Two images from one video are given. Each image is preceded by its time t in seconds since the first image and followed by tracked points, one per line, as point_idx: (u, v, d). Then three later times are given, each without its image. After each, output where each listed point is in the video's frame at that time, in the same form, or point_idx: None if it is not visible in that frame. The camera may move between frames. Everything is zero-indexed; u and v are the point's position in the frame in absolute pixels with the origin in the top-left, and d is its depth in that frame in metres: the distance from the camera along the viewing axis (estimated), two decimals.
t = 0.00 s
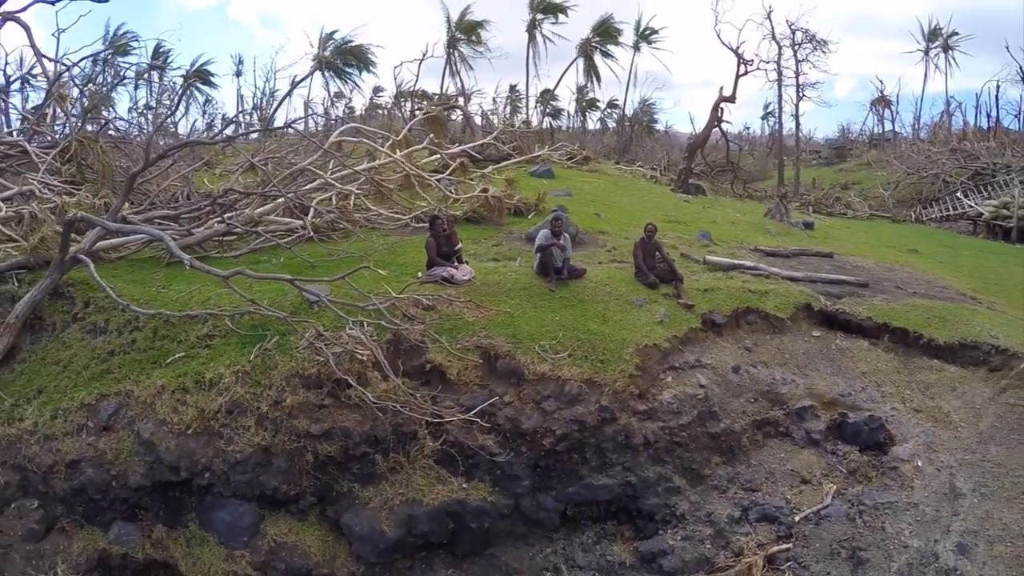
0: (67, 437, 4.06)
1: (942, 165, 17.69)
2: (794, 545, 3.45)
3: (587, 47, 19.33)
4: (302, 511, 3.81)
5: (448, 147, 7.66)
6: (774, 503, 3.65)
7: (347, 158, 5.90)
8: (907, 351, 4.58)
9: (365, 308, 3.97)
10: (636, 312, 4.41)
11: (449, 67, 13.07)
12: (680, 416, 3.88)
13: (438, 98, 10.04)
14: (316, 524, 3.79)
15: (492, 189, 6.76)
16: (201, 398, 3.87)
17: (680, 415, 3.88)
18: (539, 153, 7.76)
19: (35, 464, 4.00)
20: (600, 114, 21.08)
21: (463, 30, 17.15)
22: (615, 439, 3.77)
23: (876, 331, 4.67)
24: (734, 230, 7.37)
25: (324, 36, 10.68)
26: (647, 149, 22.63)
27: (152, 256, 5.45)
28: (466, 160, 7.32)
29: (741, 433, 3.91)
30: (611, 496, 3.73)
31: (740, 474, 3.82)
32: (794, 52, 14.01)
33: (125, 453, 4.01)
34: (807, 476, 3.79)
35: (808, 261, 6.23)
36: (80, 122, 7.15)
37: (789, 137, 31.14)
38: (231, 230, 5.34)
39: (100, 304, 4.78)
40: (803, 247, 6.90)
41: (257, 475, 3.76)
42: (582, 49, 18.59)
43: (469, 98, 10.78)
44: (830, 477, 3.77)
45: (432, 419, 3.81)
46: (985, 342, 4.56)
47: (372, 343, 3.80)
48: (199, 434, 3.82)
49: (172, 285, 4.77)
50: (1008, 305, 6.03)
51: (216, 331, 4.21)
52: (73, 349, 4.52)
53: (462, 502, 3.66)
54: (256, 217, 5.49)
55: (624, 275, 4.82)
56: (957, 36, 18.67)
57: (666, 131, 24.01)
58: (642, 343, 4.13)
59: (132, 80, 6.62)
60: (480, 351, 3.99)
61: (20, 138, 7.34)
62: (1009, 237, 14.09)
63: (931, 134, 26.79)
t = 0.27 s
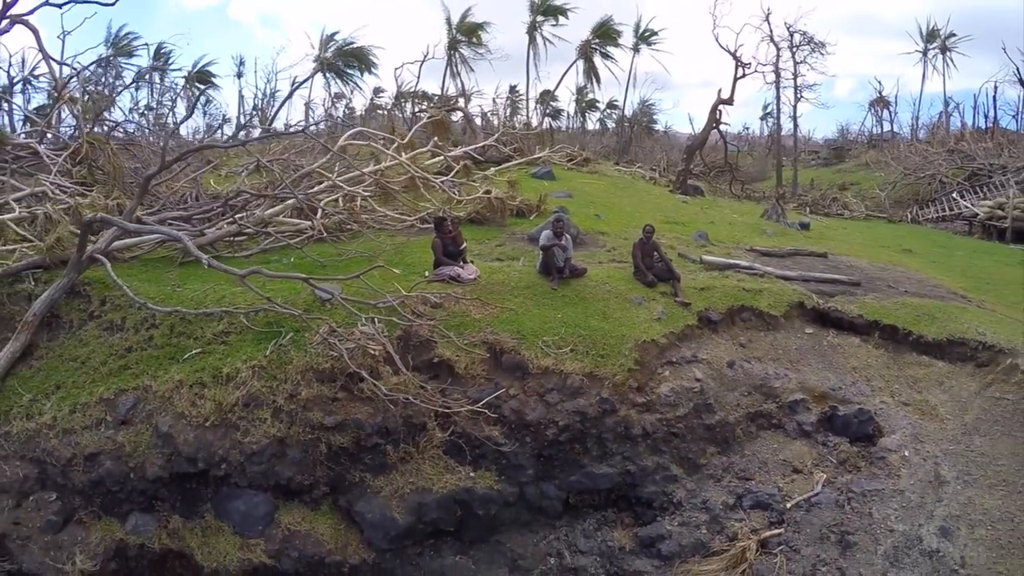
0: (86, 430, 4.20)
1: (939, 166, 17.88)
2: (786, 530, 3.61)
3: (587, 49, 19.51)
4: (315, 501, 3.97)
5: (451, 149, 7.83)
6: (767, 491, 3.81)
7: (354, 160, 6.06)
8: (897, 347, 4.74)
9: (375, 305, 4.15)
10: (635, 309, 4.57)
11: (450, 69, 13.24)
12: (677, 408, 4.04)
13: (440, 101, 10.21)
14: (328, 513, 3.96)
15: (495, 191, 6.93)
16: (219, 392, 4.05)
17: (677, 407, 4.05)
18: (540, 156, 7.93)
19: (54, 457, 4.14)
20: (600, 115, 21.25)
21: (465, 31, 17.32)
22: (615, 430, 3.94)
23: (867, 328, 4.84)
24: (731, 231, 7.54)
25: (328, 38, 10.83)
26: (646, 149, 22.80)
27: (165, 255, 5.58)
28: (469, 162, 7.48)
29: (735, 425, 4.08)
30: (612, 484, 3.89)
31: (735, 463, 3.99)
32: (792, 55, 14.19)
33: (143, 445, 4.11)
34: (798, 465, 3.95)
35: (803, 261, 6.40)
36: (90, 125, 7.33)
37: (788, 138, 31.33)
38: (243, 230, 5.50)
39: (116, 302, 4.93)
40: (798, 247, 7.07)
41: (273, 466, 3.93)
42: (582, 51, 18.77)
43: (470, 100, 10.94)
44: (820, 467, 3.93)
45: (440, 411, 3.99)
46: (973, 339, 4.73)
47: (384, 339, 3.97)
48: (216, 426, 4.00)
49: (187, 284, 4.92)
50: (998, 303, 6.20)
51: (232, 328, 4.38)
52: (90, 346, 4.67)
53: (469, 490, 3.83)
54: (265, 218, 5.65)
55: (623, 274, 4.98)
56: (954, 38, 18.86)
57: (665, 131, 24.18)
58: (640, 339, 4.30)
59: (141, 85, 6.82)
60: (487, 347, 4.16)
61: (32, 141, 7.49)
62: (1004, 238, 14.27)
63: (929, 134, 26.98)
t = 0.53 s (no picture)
0: (104, 423, 4.33)
1: (935, 167, 18.05)
2: (779, 515, 3.79)
3: (587, 49, 19.67)
4: (328, 489, 4.14)
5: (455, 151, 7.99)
6: (761, 478, 3.99)
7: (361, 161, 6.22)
8: (888, 343, 4.91)
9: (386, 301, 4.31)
10: (635, 306, 4.74)
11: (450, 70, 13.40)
12: (675, 399, 4.21)
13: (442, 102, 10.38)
14: (341, 502, 4.14)
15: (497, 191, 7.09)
16: (236, 384, 4.20)
17: (675, 398, 4.21)
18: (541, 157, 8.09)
19: (72, 450, 4.26)
20: (600, 115, 21.41)
21: (466, 32, 17.48)
22: (615, 421, 4.11)
23: (858, 324, 5.01)
24: (728, 231, 7.71)
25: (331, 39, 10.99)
26: (645, 149, 22.97)
27: (178, 254, 5.70)
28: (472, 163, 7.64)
29: (730, 416, 4.24)
30: (612, 473, 4.07)
31: (730, 452, 4.15)
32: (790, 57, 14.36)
33: (160, 437, 4.23)
34: (791, 454, 4.11)
35: (798, 260, 6.57)
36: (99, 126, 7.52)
37: (786, 138, 31.51)
38: (254, 229, 5.65)
39: (132, 300, 5.06)
40: (794, 247, 7.24)
41: (288, 456, 4.09)
42: (582, 52, 18.93)
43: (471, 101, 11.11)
44: (812, 456, 4.09)
45: (449, 402, 4.15)
46: (961, 334, 4.89)
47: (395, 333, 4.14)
48: (233, 418, 4.14)
49: (201, 282, 5.06)
50: (988, 302, 6.37)
51: (247, 324, 4.54)
52: (107, 341, 4.79)
53: (477, 478, 4.00)
54: (275, 217, 5.80)
55: (622, 272, 5.14)
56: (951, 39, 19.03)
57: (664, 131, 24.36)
58: (639, 334, 4.46)
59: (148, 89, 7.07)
60: (493, 341, 4.32)
61: (41, 142, 7.61)
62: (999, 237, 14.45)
63: (927, 135, 27.17)
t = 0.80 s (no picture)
0: (122, 416, 4.47)
1: (932, 167, 18.23)
2: (772, 501, 3.95)
3: (587, 51, 19.84)
4: (339, 479, 4.32)
5: (458, 152, 8.17)
6: (756, 467, 4.15)
7: (368, 161, 6.39)
8: (879, 338, 5.09)
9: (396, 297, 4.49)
10: (634, 302, 4.91)
11: (452, 72, 13.58)
12: (673, 391, 4.38)
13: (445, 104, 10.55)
14: (352, 491, 4.31)
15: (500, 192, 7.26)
16: (252, 377, 4.36)
17: (673, 390, 4.38)
18: (542, 158, 8.27)
19: (90, 442, 4.41)
20: (599, 116, 21.60)
21: (466, 34, 17.66)
22: (616, 412, 4.28)
23: (851, 320, 5.18)
24: (725, 231, 7.88)
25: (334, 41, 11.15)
26: (645, 150, 23.15)
27: (190, 254, 5.83)
28: (475, 165, 7.81)
29: (726, 407, 4.41)
30: (613, 462, 4.24)
31: (726, 442, 4.32)
32: (787, 58, 14.55)
33: (177, 429, 4.39)
34: (784, 444, 4.27)
35: (793, 259, 6.74)
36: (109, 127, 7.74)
37: (785, 138, 31.70)
38: (264, 229, 5.81)
39: (147, 297, 5.19)
40: (789, 246, 7.41)
41: (301, 446, 4.26)
42: (582, 53, 19.11)
43: (472, 103, 11.28)
44: (805, 446, 4.26)
45: (457, 394, 4.32)
46: (950, 330, 5.06)
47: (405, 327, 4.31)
48: (249, 410, 4.30)
49: (215, 281, 5.21)
50: (978, 299, 6.56)
51: (261, 320, 4.70)
52: (124, 337, 4.93)
53: (484, 466, 4.17)
54: (285, 218, 5.97)
55: (622, 270, 5.31)
56: (948, 41, 19.22)
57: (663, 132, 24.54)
58: (638, 329, 4.64)
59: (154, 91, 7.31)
60: (498, 336, 4.49)
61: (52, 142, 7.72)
62: (994, 237, 14.64)
63: (924, 135, 27.36)
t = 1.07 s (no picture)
0: (138, 408, 4.61)
1: (928, 167, 18.42)
2: (766, 488, 4.13)
3: (586, 51, 20.01)
4: (350, 468, 4.48)
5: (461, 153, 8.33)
6: (750, 455, 4.32)
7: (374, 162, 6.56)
8: (870, 333, 5.26)
9: (405, 293, 4.66)
10: (634, 298, 5.08)
11: (453, 73, 13.75)
12: (671, 383, 4.55)
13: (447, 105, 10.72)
14: (362, 480, 4.47)
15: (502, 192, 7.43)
16: (266, 370, 4.53)
17: (671, 381, 4.55)
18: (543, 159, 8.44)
19: (107, 434, 4.54)
20: (598, 116, 21.77)
21: (466, 36, 17.83)
22: (616, 402, 4.45)
23: (843, 315, 5.35)
24: (723, 229, 8.05)
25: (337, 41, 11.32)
26: (644, 149, 23.32)
27: (201, 251, 5.96)
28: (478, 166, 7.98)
29: (722, 398, 4.58)
30: (614, 450, 4.41)
31: (722, 432, 4.49)
32: (785, 59, 14.73)
33: (192, 421, 4.53)
34: (778, 434, 4.44)
35: (789, 257, 6.91)
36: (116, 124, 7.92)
37: (784, 138, 31.89)
38: (274, 228, 5.97)
39: (161, 293, 5.33)
40: (785, 245, 7.58)
41: (313, 436, 4.42)
42: (582, 54, 19.28)
43: (473, 103, 11.46)
44: (798, 435, 4.42)
45: (463, 386, 4.48)
46: (939, 325, 5.23)
47: (414, 321, 4.48)
48: (263, 401, 4.47)
49: (227, 278, 5.36)
50: (968, 296, 6.73)
51: (274, 315, 4.88)
52: (139, 332, 5.07)
53: (490, 455, 4.33)
54: (294, 217, 6.13)
55: (621, 267, 5.47)
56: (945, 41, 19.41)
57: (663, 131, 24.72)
58: (638, 323, 4.81)
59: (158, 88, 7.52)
60: (503, 330, 4.66)
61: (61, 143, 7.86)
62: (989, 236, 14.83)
63: (922, 135, 27.56)
